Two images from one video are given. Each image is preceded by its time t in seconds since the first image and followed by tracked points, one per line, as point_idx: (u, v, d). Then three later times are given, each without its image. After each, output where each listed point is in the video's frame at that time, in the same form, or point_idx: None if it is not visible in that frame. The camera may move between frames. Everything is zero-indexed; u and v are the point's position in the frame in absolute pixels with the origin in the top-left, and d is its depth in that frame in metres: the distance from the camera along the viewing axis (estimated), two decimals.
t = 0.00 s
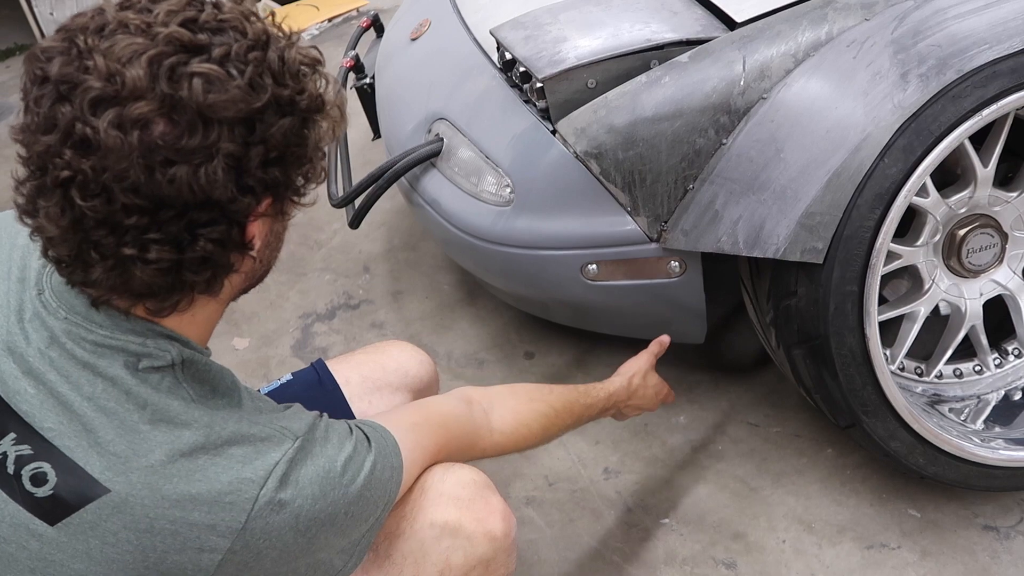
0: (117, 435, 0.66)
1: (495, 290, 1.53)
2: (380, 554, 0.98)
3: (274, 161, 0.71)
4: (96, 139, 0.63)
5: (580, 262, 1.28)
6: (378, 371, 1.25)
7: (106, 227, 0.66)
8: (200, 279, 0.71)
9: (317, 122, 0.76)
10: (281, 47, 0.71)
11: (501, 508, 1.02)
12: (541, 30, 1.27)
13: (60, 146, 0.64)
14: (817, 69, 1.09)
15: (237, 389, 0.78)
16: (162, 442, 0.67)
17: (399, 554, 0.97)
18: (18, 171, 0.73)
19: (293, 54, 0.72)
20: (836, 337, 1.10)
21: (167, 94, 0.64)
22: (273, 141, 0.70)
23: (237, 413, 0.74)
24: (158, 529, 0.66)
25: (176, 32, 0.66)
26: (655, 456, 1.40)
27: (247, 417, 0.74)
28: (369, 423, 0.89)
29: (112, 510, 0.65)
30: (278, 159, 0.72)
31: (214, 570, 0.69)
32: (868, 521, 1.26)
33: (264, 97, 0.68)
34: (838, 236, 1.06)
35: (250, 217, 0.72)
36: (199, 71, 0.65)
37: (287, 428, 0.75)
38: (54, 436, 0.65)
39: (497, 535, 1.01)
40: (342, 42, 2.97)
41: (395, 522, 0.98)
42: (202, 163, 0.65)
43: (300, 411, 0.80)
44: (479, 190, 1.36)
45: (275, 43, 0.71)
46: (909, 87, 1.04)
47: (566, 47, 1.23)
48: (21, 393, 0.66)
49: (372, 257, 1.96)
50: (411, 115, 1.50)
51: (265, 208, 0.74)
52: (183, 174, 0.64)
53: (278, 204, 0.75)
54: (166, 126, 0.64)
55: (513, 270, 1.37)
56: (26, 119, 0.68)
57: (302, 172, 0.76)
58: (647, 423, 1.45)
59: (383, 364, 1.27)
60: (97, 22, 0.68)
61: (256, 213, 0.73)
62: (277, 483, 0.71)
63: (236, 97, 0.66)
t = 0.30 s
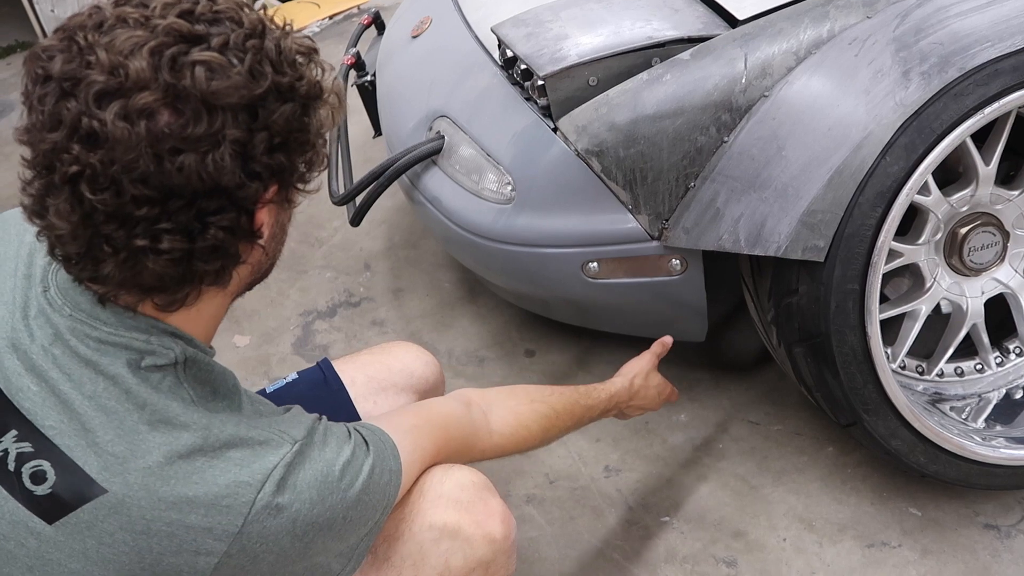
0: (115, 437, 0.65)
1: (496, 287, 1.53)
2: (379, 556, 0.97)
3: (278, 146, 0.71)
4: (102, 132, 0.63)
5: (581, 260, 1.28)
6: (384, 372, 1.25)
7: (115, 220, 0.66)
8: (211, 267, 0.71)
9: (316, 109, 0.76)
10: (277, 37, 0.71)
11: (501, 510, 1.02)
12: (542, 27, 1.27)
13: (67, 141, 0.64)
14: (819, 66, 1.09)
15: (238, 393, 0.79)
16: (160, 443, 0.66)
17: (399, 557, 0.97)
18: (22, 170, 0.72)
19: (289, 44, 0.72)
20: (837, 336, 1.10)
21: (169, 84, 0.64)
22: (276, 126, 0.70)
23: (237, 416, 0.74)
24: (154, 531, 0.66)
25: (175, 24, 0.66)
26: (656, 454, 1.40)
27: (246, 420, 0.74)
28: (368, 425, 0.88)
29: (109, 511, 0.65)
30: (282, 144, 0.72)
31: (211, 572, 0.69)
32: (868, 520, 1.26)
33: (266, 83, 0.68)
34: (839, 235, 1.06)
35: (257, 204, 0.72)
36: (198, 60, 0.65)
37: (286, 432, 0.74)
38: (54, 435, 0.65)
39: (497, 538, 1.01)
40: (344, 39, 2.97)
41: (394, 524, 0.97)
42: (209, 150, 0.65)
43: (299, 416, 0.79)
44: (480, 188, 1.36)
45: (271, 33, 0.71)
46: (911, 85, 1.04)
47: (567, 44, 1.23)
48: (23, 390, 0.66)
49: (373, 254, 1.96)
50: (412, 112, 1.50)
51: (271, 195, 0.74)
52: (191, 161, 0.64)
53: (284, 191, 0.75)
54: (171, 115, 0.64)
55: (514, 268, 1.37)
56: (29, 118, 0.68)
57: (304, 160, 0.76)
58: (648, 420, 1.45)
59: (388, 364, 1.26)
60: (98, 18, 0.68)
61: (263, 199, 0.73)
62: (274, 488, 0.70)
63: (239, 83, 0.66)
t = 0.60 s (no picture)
0: (114, 437, 0.65)
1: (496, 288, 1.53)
2: (381, 565, 0.98)
3: (280, 140, 0.71)
4: (106, 125, 0.63)
5: (581, 261, 1.28)
6: (387, 371, 1.24)
7: (118, 215, 0.66)
8: (215, 262, 0.71)
9: (318, 106, 0.76)
10: (278, 35, 0.71)
11: (507, 522, 1.00)
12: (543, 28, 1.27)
13: (71, 136, 0.65)
14: (820, 67, 1.09)
15: (242, 394, 0.81)
16: (159, 446, 0.67)
17: (400, 566, 0.97)
18: (25, 171, 0.72)
19: (290, 42, 0.72)
20: (837, 336, 1.10)
21: (172, 77, 0.64)
22: (278, 120, 0.70)
23: (236, 419, 0.74)
24: (153, 533, 0.66)
25: (178, 19, 0.66)
26: (656, 454, 1.40)
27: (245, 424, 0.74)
28: (371, 433, 0.88)
29: (108, 512, 0.64)
30: (284, 138, 0.71)
31: None
32: (868, 520, 1.26)
33: (268, 76, 0.69)
34: (840, 235, 1.06)
35: (260, 199, 0.72)
36: (200, 54, 0.65)
37: (287, 439, 0.74)
38: (54, 435, 0.65)
39: (503, 550, 0.99)
40: (345, 39, 2.97)
41: (397, 533, 0.97)
42: (212, 143, 0.65)
43: (301, 423, 0.79)
44: (481, 188, 1.36)
45: (271, 30, 0.71)
46: (912, 86, 1.04)
47: (568, 45, 1.23)
48: (25, 389, 0.66)
49: (374, 254, 1.96)
50: (413, 112, 1.50)
51: (275, 189, 0.73)
52: (194, 154, 0.64)
53: (286, 188, 0.75)
54: (173, 108, 0.64)
55: (514, 268, 1.37)
56: (32, 115, 0.68)
57: (306, 160, 0.76)
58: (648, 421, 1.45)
59: (392, 363, 1.26)
60: (100, 16, 0.68)
61: (267, 194, 0.72)
62: (273, 495, 0.70)
63: (240, 77, 0.66)
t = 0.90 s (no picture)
0: (112, 440, 0.66)
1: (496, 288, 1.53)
2: None
3: (282, 143, 0.71)
4: (105, 128, 0.63)
5: (581, 261, 1.28)
6: (388, 372, 1.25)
7: (118, 218, 0.66)
8: (216, 265, 0.71)
9: (320, 107, 0.76)
10: (279, 35, 0.71)
11: (508, 541, 1.00)
12: (544, 28, 1.27)
13: (71, 139, 0.65)
14: (821, 67, 1.09)
15: (245, 399, 0.79)
16: (157, 450, 0.67)
17: None
18: (25, 174, 0.73)
19: (291, 42, 0.72)
20: (837, 336, 1.10)
21: (172, 79, 0.64)
22: (280, 122, 0.70)
23: (235, 425, 0.74)
24: (146, 539, 0.66)
25: (178, 20, 0.66)
26: (656, 455, 1.40)
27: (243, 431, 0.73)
28: (374, 445, 0.87)
29: (102, 517, 0.65)
30: (286, 139, 0.71)
31: None
32: (868, 521, 1.26)
33: (269, 76, 0.68)
34: (840, 235, 1.06)
35: (262, 201, 0.72)
36: (200, 57, 0.65)
37: (287, 448, 0.74)
38: (52, 437, 0.65)
39: (502, 568, 0.99)
40: (345, 39, 2.97)
41: (396, 548, 0.96)
42: (211, 146, 0.65)
43: (302, 433, 0.79)
44: (481, 188, 1.36)
45: (272, 31, 0.71)
46: (912, 86, 1.04)
47: (569, 45, 1.23)
48: (25, 390, 0.67)
49: (374, 254, 1.96)
50: (413, 113, 1.50)
51: (276, 192, 0.73)
52: (194, 156, 0.64)
53: (288, 191, 0.75)
54: (174, 111, 0.64)
55: (513, 268, 1.37)
56: (32, 118, 0.68)
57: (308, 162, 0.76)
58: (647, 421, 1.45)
59: (394, 364, 1.26)
60: (101, 17, 0.69)
61: (268, 197, 0.73)
62: (269, 504, 0.70)
63: (241, 78, 0.66)
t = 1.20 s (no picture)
0: (109, 450, 0.66)
1: (496, 289, 1.53)
2: None
3: (280, 151, 0.71)
4: (100, 138, 0.63)
5: (580, 262, 1.28)
6: (396, 372, 1.24)
7: (115, 228, 0.67)
8: (214, 275, 0.71)
9: (319, 113, 0.76)
10: (279, 40, 0.71)
11: (508, 554, 0.99)
12: (543, 29, 1.27)
13: (66, 149, 0.65)
14: (819, 69, 1.09)
15: (246, 408, 0.79)
16: (153, 461, 0.67)
17: None
18: (22, 181, 0.73)
19: (290, 48, 0.72)
20: (835, 338, 1.10)
21: (168, 88, 0.64)
22: (278, 130, 0.70)
23: (233, 434, 0.74)
24: (142, 551, 0.66)
25: (175, 27, 0.66)
26: (654, 455, 1.40)
27: (240, 441, 0.73)
28: (377, 454, 0.88)
29: (98, 527, 0.65)
30: (284, 148, 0.71)
31: None
32: (867, 522, 1.26)
33: (267, 83, 0.68)
34: (839, 236, 1.06)
35: (261, 210, 0.72)
36: (198, 65, 0.65)
37: (285, 461, 0.74)
38: (50, 445, 0.65)
39: None
40: (346, 39, 2.98)
41: (396, 558, 0.96)
42: (209, 155, 0.65)
43: (303, 443, 0.79)
44: (480, 188, 1.37)
45: (272, 36, 0.71)
46: (911, 88, 1.04)
47: (568, 45, 1.23)
48: (24, 397, 0.67)
49: (373, 254, 1.96)
50: (413, 113, 1.50)
51: (276, 200, 0.73)
52: (191, 166, 0.64)
53: (288, 199, 0.75)
54: (170, 120, 0.64)
55: (513, 268, 1.37)
56: (29, 126, 0.68)
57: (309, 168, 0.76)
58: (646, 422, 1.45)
59: (399, 363, 1.26)
60: (98, 23, 0.68)
61: (267, 205, 0.73)
62: (266, 518, 0.70)
63: (238, 86, 0.66)
